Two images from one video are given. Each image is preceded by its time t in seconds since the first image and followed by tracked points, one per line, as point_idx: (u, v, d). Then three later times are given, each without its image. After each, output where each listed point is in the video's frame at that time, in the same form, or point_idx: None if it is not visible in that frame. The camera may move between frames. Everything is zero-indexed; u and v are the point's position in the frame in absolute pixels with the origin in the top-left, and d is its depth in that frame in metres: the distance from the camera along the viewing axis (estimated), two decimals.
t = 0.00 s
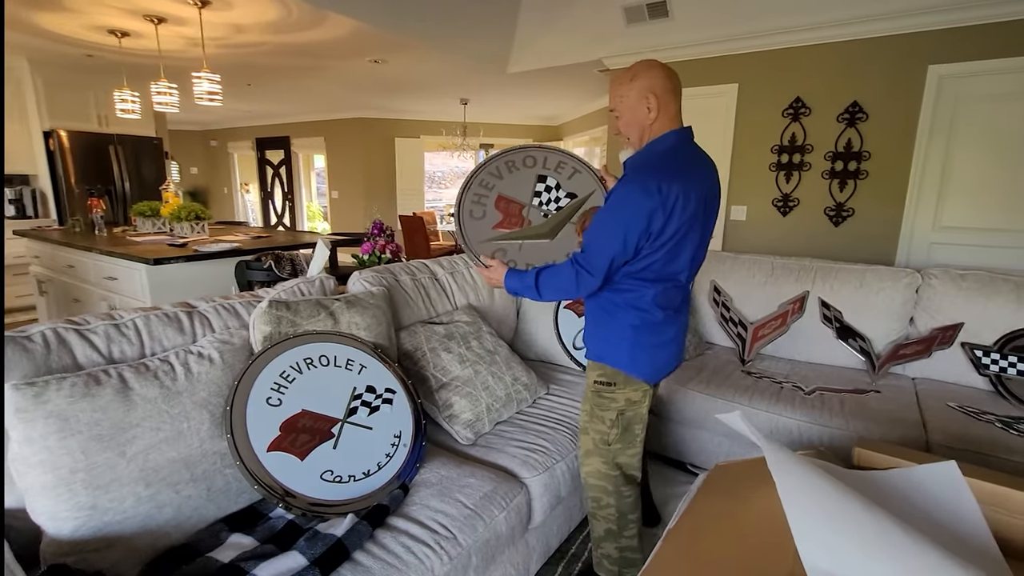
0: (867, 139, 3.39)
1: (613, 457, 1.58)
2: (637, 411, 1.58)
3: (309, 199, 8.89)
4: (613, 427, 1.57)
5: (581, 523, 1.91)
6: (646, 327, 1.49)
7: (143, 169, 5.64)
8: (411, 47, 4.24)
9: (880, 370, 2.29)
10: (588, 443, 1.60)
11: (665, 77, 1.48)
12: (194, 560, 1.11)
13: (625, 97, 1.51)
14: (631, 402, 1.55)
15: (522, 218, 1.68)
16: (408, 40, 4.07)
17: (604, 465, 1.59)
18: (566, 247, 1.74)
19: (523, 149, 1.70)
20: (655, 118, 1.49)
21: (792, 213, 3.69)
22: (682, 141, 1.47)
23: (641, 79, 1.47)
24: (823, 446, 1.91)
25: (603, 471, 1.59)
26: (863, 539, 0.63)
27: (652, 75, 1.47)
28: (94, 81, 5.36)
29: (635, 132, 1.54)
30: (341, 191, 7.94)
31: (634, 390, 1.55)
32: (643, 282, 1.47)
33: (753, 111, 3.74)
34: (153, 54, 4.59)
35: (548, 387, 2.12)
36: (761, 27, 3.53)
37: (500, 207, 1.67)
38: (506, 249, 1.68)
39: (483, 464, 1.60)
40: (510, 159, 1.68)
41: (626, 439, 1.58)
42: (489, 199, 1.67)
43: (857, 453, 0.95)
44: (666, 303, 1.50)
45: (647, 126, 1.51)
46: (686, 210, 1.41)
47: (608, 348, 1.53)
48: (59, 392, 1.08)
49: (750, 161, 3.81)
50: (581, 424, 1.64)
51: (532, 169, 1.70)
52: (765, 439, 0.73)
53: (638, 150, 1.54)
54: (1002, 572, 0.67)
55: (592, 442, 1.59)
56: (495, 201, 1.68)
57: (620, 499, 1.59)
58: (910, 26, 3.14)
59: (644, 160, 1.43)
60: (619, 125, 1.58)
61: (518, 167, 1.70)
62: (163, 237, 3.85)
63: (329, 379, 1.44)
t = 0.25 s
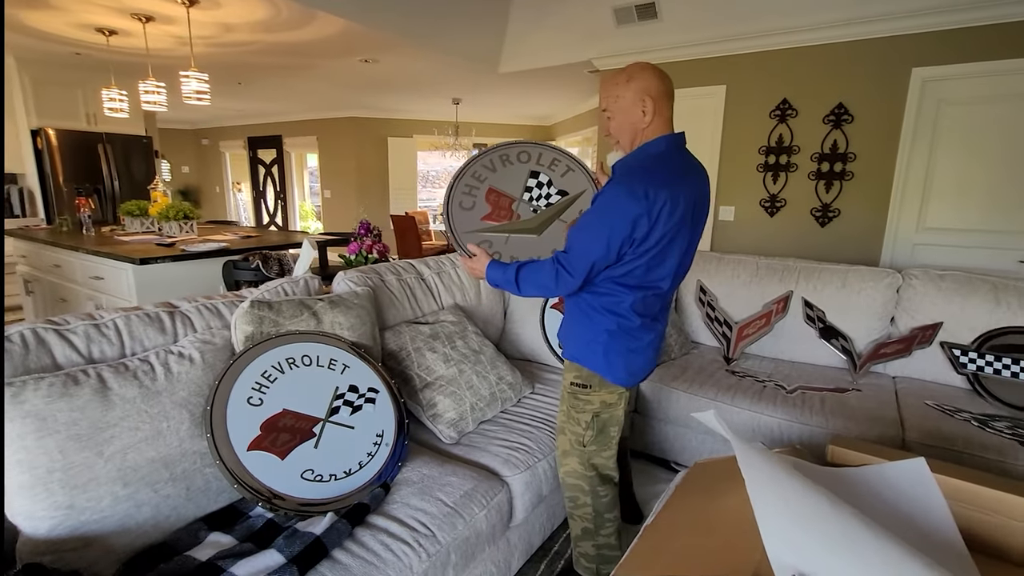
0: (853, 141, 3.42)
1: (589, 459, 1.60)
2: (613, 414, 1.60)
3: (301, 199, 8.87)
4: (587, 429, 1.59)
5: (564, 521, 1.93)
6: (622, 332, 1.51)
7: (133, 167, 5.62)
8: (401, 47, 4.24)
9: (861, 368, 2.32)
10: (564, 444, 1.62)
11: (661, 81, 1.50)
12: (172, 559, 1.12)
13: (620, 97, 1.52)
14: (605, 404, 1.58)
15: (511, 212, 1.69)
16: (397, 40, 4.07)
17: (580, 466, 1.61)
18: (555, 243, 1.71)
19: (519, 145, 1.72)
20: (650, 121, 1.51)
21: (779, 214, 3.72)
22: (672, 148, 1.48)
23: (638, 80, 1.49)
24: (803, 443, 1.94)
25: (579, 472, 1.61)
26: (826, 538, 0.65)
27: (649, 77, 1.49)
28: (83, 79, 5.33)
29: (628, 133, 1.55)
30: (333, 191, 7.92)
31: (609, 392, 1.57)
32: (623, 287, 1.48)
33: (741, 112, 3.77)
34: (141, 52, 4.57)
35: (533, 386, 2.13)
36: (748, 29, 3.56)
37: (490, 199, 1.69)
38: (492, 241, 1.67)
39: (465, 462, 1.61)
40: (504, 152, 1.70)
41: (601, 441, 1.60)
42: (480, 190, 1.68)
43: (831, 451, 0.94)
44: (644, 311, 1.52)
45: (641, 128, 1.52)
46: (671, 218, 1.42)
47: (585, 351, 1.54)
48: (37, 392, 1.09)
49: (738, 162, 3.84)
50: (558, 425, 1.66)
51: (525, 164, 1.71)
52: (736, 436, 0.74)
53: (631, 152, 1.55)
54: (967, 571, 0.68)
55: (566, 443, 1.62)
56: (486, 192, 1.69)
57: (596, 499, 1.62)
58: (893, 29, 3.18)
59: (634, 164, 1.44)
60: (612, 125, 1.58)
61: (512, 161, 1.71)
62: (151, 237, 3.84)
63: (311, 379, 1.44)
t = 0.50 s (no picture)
0: (842, 141, 3.44)
1: (575, 459, 1.60)
2: (599, 414, 1.60)
3: (295, 199, 8.85)
4: (574, 429, 1.60)
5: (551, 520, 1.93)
6: (610, 334, 1.51)
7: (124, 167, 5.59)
8: (393, 47, 4.23)
9: (848, 367, 2.34)
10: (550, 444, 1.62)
11: (651, 84, 1.52)
12: (153, 559, 1.11)
13: (613, 97, 1.51)
14: (592, 404, 1.58)
15: (499, 212, 1.68)
16: (389, 40, 4.07)
17: (566, 466, 1.61)
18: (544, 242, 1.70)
19: (508, 144, 1.70)
20: (641, 123, 1.53)
21: (769, 214, 3.74)
22: (660, 150, 1.48)
23: (630, 81, 1.49)
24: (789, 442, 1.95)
25: (566, 471, 1.61)
26: (804, 538, 0.65)
27: (641, 80, 1.50)
28: (73, 78, 5.30)
29: (618, 134, 1.56)
30: (326, 191, 7.90)
31: (596, 393, 1.58)
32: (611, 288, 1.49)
33: (732, 112, 3.79)
34: (131, 51, 4.55)
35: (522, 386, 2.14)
36: (738, 30, 3.58)
37: (478, 198, 1.68)
38: (481, 241, 1.68)
39: (452, 462, 1.61)
40: (493, 152, 1.69)
41: (588, 441, 1.60)
42: (467, 190, 1.67)
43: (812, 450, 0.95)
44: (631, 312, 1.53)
45: (632, 129, 1.53)
46: (659, 221, 1.43)
47: (572, 352, 1.55)
48: (17, 393, 1.08)
49: (729, 162, 3.85)
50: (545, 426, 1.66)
51: (514, 164, 1.69)
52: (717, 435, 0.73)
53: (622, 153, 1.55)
54: (944, 567, 0.69)
55: (553, 443, 1.63)
56: (474, 192, 1.68)
57: (582, 499, 1.62)
58: (881, 30, 3.20)
59: (623, 167, 1.44)
60: (601, 125, 1.57)
61: (501, 161, 1.70)
62: (141, 237, 3.82)
63: (296, 379, 1.44)
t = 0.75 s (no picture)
0: (839, 143, 3.46)
1: (573, 459, 1.61)
2: (597, 414, 1.61)
3: (294, 199, 8.86)
4: (572, 430, 1.61)
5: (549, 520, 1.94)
6: (609, 335, 1.53)
7: (123, 168, 5.60)
8: (392, 48, 4.24)
9: (844, 368, 2.35)
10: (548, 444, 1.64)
11: (651, 88, 1.53)
12: (152, 559, 1.12)
13: (613, 101, 1.52)
14: (590, 405, 1.59)
15: (496, 216, 1.69)
16: (388, 41, 4.07)
17: (564, 466, 1.62)
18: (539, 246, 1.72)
19: (503, 148, 1.69)
20: (641, 127, 1.54)
21: (767, 215, 3.76)
22: (658, 154, 1.50)
23: (631, 86, 1.50)
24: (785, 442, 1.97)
25: (564, 472, 1.62)
26: (795, 537, 0.66)
27: (641, 84, 1.51)
28: (72, 79, 5.30)
29: (618, 137, 1.57)
30: (326, 192, 7.90)
31: (595, 394, 1.58)
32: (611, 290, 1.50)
33: (729, 114, 3.80)
34: (131, 53, 4.56)
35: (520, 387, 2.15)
36: (735, 32, 3.60)
37: (475, 202, 1.68)
38: (479, 244, 1.69)
39: (449, 462, 1.63)
40: (489, 155, 1.68)
41: (586, 442, 1.61)
42: (464, 194, 1.67)
43: (806, 449, 0.96)
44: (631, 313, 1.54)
45: (632, 133, 1.54)
46: (658, 224, 1.44)
47: (571, 353, 1.56)
48: (17, 394, 1.09)
49: (726, 164, 3.87)
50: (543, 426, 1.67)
51: (510, 167, 1.69)
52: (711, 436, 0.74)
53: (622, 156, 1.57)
54: (935, 565, 0.70)
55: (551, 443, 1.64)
56: (471, 196, 1.68)
57: (580, 499, 1.63)
58: (878, 33, 3.21)
59: (623, 171, 1.46)
60: (601, 129, 1.58)
61: (497, 165, 1.70)
62: (141, 238, 3.83)
63: (295, 380, 1.45)
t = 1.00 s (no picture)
0: (839, 144, 3.47)
1: (582, 460, 1.62)
2: (605, 414, 1.62)
3: (295, 200, 8.87)
4: (582, 431, 1.61)
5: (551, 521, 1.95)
6: (616, 333, 1.54)
7: (125, 169, 5.61)
8: (393, 49, 4.25)
9: (844, 369, 2.36)
10: (556, 444, 1.64)
11: (640, 90, 1.53)
12: (158, 559, 1.13)
13: (602, 103, 1.53)
14: (599, 405, 1.59)
15: (494, 217, 1.67)
16: (388, 43, 4.08)
17: (570, 467, 1.62)
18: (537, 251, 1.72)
19: (501, 150, 1.69)
20: (632, 128, 1.54)
21: (767, 216, 3.77)
22: (653, 154, 1.51)
23: (619, 88, 1.51)
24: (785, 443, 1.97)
25: (571, 473, 1.62)
26: (796, 537, 0.67)
27: (631, 86, 1.51)
28: (73, 80, 5.31)
29: (609, 140, 1.57)
30: (326, 192, 7.91)
31: (604, 394, 1.59)
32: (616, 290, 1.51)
33: (730, 116, 3.81)
34: (132, 54, 4.57)
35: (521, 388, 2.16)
36: (736, 34, 3.61)
37: (473, 202, 1.66)
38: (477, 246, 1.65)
39: (451, 463, 1.63)
40: (486, 156, 1.67)
41: (594, 443, 1.62)
42: (462, 194, 1.65)
43: (806, 450, 0.97)
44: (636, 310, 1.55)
45: (622, 135, 1.55)
46: (659, 223, 1.45)
47: (578, 353, 1.57)
48: (24, 395, 1.10)
49: (727, 165, 3.88)
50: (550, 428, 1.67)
51: (507, 170, 1.69)
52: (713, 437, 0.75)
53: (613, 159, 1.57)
54: (935, 566, 0.71)
55: (560, 444, 1.63)
56: (468, 196, 1.66)
57: (586, 500, 1.64)
58: (879, 34, 3.22)
59: (620, 171, 1.47)
60: (592, 132, 1.59)
61: (494, 166, 1.69)
62: (142, 239, 3.84)
63: (298, 381, 1.46)
